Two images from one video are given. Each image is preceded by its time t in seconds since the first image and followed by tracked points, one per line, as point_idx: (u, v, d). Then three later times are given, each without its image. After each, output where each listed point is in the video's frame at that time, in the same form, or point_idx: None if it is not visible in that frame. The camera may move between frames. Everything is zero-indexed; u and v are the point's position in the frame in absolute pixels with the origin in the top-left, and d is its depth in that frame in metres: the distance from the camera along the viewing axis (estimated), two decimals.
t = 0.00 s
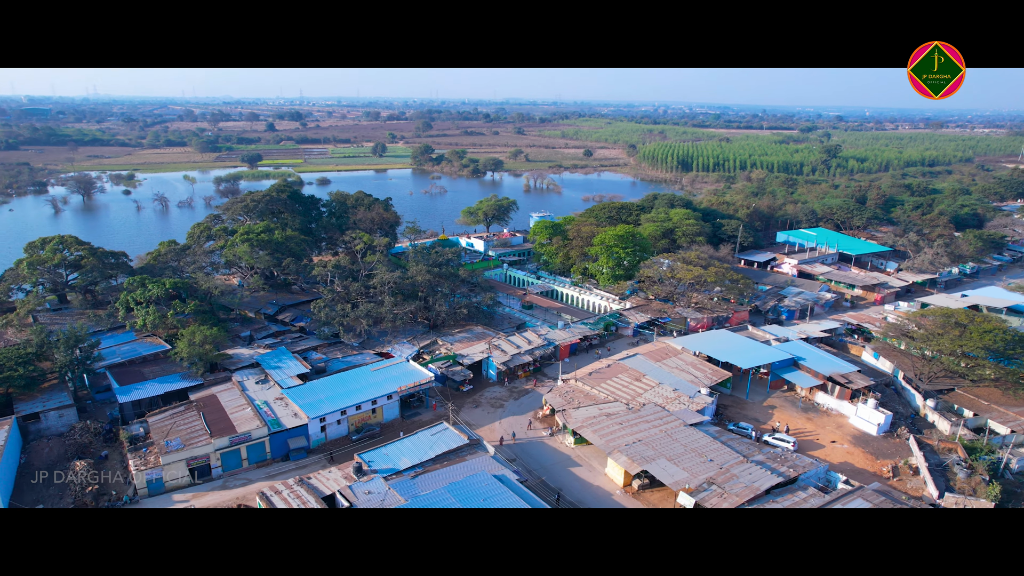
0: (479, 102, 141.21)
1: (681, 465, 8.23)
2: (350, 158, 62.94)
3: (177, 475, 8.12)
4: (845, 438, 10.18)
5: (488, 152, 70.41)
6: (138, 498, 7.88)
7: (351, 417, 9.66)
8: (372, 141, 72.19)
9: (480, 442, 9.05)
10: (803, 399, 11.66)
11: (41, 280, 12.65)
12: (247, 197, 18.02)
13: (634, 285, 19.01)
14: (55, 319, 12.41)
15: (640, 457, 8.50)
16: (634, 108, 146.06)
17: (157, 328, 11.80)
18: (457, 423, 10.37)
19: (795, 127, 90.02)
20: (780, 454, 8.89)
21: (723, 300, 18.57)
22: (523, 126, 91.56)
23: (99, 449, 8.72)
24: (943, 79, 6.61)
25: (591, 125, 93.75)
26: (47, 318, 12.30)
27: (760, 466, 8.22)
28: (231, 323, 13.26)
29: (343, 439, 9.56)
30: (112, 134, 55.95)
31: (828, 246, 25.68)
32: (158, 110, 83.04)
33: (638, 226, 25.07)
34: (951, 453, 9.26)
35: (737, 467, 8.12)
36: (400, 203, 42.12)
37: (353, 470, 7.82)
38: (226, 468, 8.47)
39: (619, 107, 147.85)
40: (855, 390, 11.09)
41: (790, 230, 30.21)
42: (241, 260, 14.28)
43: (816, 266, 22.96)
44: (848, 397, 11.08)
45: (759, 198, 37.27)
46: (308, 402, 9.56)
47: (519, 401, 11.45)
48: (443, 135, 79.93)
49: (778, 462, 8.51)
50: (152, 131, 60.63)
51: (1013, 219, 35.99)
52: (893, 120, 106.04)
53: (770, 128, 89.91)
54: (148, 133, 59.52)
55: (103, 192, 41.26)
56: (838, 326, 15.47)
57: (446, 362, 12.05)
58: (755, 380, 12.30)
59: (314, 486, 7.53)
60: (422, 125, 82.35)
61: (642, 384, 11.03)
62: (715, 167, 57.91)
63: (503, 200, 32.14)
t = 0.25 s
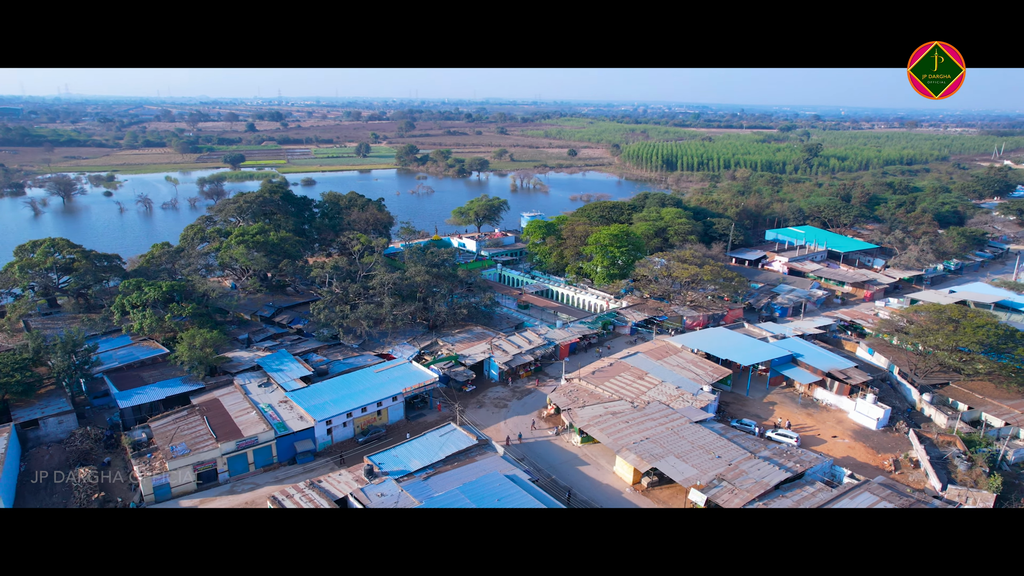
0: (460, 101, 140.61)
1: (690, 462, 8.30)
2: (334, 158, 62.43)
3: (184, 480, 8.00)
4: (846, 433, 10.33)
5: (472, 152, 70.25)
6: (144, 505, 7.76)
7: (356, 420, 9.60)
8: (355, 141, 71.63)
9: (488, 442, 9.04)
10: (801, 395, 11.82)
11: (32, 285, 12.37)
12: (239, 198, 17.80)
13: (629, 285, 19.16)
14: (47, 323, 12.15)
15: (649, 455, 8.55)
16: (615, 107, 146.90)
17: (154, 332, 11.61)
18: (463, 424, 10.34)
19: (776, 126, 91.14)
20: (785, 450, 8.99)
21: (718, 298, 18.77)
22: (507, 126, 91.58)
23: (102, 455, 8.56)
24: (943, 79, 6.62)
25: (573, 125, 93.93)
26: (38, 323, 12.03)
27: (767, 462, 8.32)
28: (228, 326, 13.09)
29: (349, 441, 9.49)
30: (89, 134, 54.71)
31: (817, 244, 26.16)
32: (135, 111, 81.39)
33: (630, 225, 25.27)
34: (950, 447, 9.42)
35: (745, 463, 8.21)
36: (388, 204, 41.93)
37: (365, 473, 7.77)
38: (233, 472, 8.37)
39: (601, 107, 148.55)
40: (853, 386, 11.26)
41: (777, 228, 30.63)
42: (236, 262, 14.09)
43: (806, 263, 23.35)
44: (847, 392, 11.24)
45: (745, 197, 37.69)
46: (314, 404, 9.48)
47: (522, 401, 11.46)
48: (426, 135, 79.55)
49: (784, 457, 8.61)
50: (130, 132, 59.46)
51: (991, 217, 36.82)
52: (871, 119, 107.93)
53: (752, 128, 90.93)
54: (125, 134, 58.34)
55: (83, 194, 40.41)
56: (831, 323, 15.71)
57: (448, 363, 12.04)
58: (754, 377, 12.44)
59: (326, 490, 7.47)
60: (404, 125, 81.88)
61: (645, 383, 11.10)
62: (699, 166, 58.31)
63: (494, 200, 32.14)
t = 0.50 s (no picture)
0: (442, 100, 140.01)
1: (698, 459, 8.38)
2: (317, 159, 61.88)
3: (191, 485, 7.91)
4: (846, 428, 10.50)
5: (457, 152, 70.03)
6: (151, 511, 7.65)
7: (362, 422, 9.54)
8: (339, 142, 70.99)
9: (496, 442, 9.05)
10: (800, 391, 11.98)
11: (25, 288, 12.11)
12: (232, 199, 17.56)
13: (623, 284, 19.33)
14: (40, 328, 11.88)
15: (657, 452, 8.62)
16: (597, 107, 147.54)
17: (151, 335, 11.42)
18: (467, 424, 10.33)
19: (757, 125, 92.16)
20: (789, 446, 9.10)
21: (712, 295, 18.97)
22: (490, 126, 91.54)
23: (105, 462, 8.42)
24: (944, 79, 6.53)
25: (554, 125, 93.91)
26: (30, 327, 11.76)
27: (774, 458, 8.42)
28: (226, 329, 12.93)
29: (355, 443, 9.43)
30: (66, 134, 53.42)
31: (805, 241, 26.61)
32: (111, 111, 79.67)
33: (622, 224, 25.48)
34: (948, 440, 9.59)
35: (753, 459, 8.30)
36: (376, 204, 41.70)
37: (376, 475, 7.73)
38: (240, 476, 8.29)
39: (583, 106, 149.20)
40: (851, 381, 11.44)
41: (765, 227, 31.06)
42: (232, 264, 13.92)
43: (797, 261, 23.85)
44: (845, 388, 11.41)
45: (732, 196, 38.12)
46: (319, 407, 9.42)
47: (526, 401, 11.47)
48: (409, 135, 79.07)
49: (790, 453, 8.72)
50: (106, 131, 58.17)
51: (970, 214, 37.62)
52: (850, 119, 109.68)
53: (733, 127, 91.94)
54: (101, 132, 56.99)
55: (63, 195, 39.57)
56: (825, 320, 15.98)
57: (450, 363, 12.03)
58: (753, 374, 12.60)
59: (338, 493, 7.43)
60: (386, 125, 81.28)
61: (648, 381, 11.18)
62: (683, 165, 58.72)
63: (485, 200, 32.10)
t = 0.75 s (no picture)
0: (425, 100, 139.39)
1: (706, 455, 8.46)
2: (299, 159, 61.30)
3: (198, 491, 7.81)
4: (845, 423, 10.65)
5: (441, 152, 69.79)
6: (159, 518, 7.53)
7: (367, 424, 9.49)
8: (321, 142, 70.35)
9: (503, 442, 9.05)
10: (798, 387, 12.15)
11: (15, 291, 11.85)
12: (225, 200, 17.32)
13: (618, 283, 19.46)
14: (31, 333, 11.62)
15: (664, 449, 8.69)
16: (580, 107, 148.14)
17: (147, 339, 11.23)
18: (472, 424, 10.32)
19: (739, 125, 93.22)
20: (793, 441, 9.22)
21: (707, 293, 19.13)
22: (473, 126, 91.41)
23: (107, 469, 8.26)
24: (943, 80, 6.39)
25: (535, 125, 93.83)
26: (21, 332, 11.49)
27: (780, 454, 8.53)
28: (223, 332, 12.75)
29: (360, 445, 9.37)
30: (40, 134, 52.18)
31: (794, 240, 27.02)
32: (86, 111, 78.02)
33: (614, 222, 25.65)
34: (946, 433, 9.78)
35: (759, 455, 8.41)
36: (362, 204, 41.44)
37: (387, 478, 7.68)
38: (247, 481, 8.19)
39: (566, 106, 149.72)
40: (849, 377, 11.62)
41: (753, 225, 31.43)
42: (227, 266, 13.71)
43: (787, 259, 24.25)
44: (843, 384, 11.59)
45: (718, 194, 38.51)
46: (324, 409, 9.34)
47: (528, 400, 11.49)
48: (391, 135, 78.57)
49: (795, 448, 8.84)
50: (82, 130, 56.85)
51: (950, 211, 38.42)
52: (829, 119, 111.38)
53: (715, 127, 92.85)
54: (76, 130, 55.64)
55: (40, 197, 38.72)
56: (818, 318, 16.23)
57: (452, 364, 12.01)
58: (751, 371, 12.74)
59: (349, 496, 7.37)
60: (368, 125, 80.70)
61: (650, 379, 11.26)
62: (668, 165, 59.13)
63: (475, 199, 32.06)
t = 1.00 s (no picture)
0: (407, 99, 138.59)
1: (712, 452, 8.54)
2: (282, 160, 60.61)
3: (205, 496, 7.71)
4: (844, 418, 10.83)
5: (426, 152, 69.50)
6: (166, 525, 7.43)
7: (373, 426, 9.44)
8: (303, 142, 69.63)
9: (511, 442, 9.06)
10: (795, 383, 12.33)
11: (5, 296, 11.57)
12: (217, 201, 17.07)
13: (612, 282, 19.60)
14: (23, 338, 11.37)
15: (671, 447, 8.77)
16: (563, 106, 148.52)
17: (145, 343, 11.05)
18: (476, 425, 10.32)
19: (722, 124, 94.09)
20: (797, 437, 9.34)
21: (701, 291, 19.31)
22: (457, 126, 91.16)
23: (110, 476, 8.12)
24: (944, 79, 6.32)
25: (518, 125, 93.82)
26: (12, 337, 11.24)
27: (785, 449, 8.64)
28: (221, 334, 12.59)
29: (366, 448, 9.32)
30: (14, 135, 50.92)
31: (782, 238, 27.43)
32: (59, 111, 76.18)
33: (606, 221, 25.82)
34: (943, 427, 9.98)
35: (765, 451, 8.51)
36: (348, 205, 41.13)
37: (398, 480, 7.63)
38: (254, 486, 8.11)
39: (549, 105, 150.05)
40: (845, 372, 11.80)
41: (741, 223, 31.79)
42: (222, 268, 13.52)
43: (776, 257, 24.61)
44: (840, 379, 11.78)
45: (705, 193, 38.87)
46: (330, 412, 9.27)
47: (531, 400, 11.51)
48: (374, 136, 78.06)
49: (798, 443, 8.97)
50: (56, 131, 55.53)
51: (930, 209, 39.19)
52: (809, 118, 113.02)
53: (697, 126, 93.67)
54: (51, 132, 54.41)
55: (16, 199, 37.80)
56: (811, 314, 16.47)
57: (453, 365, 12.00)
58: (749, 368, 12.90)
59: (361, 498, 7.33)
60: (350, 125, 80.06)
61: (652, 378, 11.34)
62: (652, 164, 59.51)
63: (465, 199, 32.00)
